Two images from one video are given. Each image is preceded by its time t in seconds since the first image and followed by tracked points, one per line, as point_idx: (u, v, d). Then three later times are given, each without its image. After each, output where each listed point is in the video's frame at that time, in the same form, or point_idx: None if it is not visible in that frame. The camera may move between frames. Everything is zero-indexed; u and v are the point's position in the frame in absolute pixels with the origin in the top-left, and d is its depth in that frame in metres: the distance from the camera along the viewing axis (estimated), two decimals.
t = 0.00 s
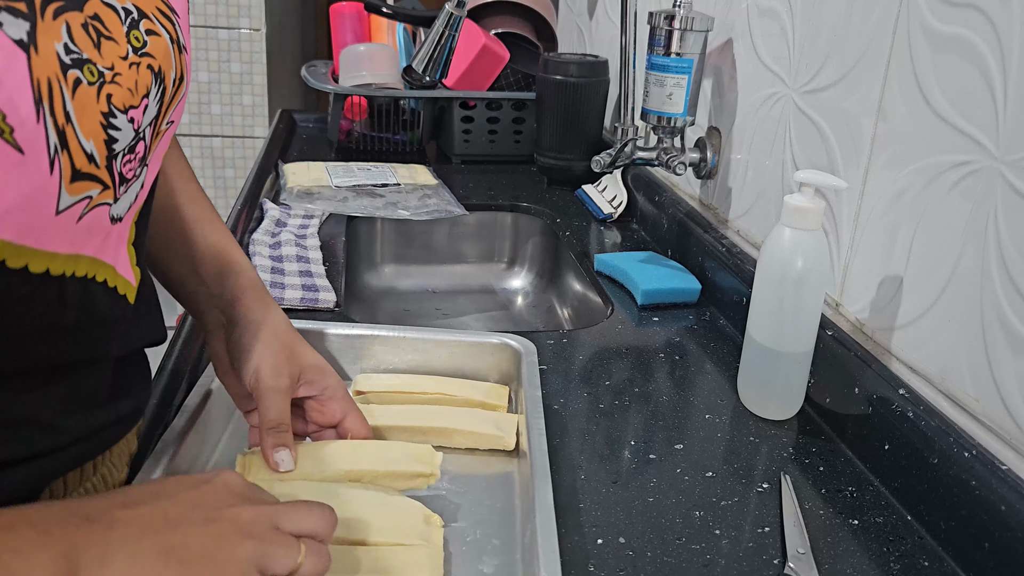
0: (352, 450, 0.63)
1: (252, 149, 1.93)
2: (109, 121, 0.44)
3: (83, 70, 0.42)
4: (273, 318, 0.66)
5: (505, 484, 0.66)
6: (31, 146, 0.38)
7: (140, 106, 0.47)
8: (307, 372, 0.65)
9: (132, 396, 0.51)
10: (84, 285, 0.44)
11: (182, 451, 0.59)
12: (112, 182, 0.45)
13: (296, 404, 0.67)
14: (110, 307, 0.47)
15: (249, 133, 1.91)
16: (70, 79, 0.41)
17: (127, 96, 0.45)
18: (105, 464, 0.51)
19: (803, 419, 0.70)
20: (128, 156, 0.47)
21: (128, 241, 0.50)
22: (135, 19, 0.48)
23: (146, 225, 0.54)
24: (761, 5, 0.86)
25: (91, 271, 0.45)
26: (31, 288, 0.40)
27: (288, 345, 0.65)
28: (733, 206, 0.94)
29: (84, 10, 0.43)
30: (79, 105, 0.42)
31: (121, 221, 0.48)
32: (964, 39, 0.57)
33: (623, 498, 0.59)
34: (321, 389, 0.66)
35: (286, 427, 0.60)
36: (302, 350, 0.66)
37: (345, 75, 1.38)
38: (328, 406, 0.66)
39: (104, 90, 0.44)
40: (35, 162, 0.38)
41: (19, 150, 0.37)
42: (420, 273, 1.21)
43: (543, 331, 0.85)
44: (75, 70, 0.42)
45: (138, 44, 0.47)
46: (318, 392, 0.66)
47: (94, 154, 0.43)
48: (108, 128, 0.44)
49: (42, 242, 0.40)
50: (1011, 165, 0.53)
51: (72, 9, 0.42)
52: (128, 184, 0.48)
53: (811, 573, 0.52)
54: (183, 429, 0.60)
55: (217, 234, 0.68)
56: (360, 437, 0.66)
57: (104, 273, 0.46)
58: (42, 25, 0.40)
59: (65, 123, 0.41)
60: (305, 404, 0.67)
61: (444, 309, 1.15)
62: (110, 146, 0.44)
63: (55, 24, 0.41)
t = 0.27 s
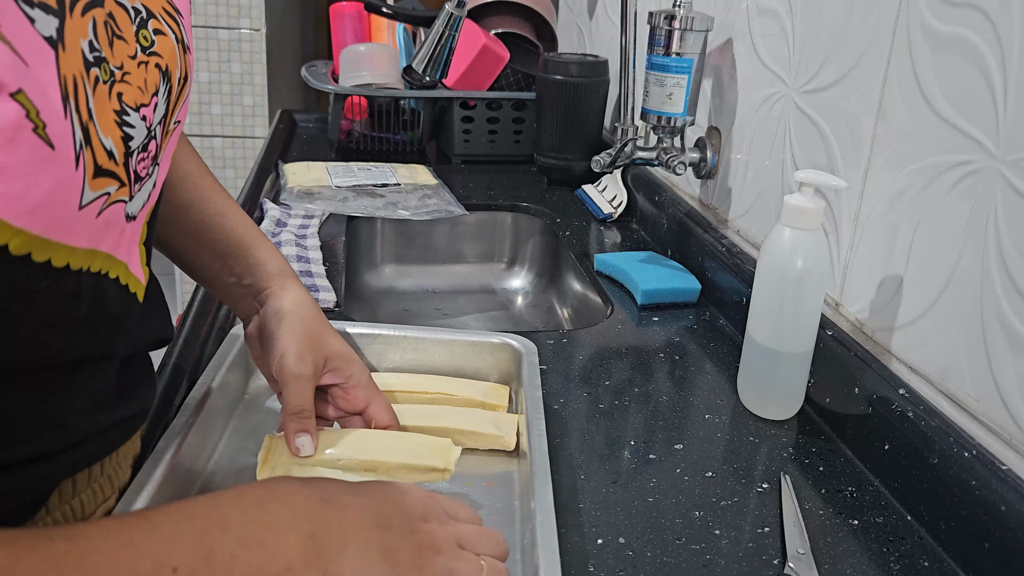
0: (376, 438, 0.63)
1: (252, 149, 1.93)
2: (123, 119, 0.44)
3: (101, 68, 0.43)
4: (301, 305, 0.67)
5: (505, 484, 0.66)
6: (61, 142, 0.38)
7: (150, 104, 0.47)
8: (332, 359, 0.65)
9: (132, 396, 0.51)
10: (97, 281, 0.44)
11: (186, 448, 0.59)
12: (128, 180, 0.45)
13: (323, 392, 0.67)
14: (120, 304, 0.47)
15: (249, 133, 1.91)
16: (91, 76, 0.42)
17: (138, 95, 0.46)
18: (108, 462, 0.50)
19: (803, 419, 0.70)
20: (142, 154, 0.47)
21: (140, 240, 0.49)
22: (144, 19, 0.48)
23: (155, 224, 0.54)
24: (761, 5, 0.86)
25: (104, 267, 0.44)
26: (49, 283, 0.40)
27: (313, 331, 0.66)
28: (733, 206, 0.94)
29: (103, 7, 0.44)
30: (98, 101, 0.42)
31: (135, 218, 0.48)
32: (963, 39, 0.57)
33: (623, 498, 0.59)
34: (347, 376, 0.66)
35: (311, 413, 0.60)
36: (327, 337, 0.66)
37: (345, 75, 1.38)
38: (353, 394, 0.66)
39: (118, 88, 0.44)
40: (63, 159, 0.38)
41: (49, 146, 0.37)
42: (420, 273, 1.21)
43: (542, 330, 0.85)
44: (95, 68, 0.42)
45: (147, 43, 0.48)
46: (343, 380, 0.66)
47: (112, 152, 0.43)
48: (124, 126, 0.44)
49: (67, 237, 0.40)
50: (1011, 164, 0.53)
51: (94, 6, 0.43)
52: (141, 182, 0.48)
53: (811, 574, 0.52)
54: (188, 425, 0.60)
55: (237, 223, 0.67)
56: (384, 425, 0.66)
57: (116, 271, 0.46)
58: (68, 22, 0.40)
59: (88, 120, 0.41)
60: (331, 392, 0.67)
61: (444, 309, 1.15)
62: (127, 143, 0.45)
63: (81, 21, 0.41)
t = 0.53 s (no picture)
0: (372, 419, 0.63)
1: (252, 149, 1.93)
2: (128, 121, 0.44)
3: (109, 71, 0.43)
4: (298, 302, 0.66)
5: (505, 484, 0.66)
6: (72, 146, 0.38)
7: (153, 106, 0.47)
8: (338, 349, 0.66)
9: (132, 395, 0.51)
10: (97, 281, 0.43)
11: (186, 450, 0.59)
12: (133, 182, 0.45)
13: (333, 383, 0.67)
14: (122, 303, 0.46)
15: (249, 133, 1.91)
16: (100, 80, 0.42)
17: (140, 97, 0.46)
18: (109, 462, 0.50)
19: (803, 419, 0.70)
20: (146, 157, 0.47)
21: (143, 241, 0.49)
22: (147, 22, 0.48)
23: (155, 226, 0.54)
24: (761, 5, 0.86)
25: (103, 268, 0.44)
26: (54, 285, 0.39)
27: (314, 323, 0.65)
28: (733, 206, 0.94)
29: (108, 11, 0.44)
30: (105, 105, 0.42)
31: (137, 220, 0.47)
32: (964, 39, 0.57)
33: (623, 498, 0.59)
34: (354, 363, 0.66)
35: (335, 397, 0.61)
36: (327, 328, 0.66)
37: (345, 75, 1.38)
38: (361, 381, 0.67)
39: (123, 91, 0.44)
40: (74, 163, 0.38)
41: (63, 150, 0.37)
42: (420, 273, 1.21)
43: (542, 331, 0.85)
44: (103, 72, 0.42)
45: (148, 47, 0.48)
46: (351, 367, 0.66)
47: (119, 154, 0.43)
48: (128, 129, 0.44)
49: (74, 239, 0.40)
50: (1011, 165, 0.53)
51: (101, 10, 0.43)
52: (144, 185, 0.48)
53: (811, 574, 0.52)
54: (187, 426, 0.60)
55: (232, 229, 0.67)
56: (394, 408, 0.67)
57: (115, 271, 0.45)
58: (80, 26, 0.40)
59: (96, 124, 0.41)
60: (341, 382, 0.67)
61: (444, 309, 1.15)
62: (131, 146, 0.45)
63: (91, 25, 0.41)
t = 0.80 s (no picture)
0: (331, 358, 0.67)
1: (252, 149, 1.93)
2: (138, 114, 0.44)
3: (119, 64, 0.43)
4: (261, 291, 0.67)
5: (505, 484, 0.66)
6: (84, 137, 0.38)
7: (159, 100, 0.47)
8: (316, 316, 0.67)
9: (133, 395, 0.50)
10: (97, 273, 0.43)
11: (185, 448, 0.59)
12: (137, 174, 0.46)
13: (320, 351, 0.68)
14: (122, 295, 0.46)
15: (249, 132, 1.91)
16: (110, 72, 0.42)
17: (149, 91, 0.46)
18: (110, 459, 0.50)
19: (803, 419, 0.70)
20: (150, 150, 0.47)
21: (141, 235, 0.50)
22: (151, 16, 0.48)
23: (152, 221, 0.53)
24: (761, 5, 0.86)
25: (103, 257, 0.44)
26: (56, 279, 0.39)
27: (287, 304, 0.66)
28: (733, 206, 0.94)
29: (116, 5, 0.44)
30: (115, 98, 0.42)
31: (137, 211, 0.47)
32: (964, 39, 0.57)
33: (623, 498, 0.59)
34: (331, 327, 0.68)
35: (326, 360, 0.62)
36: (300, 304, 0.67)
37: (344, 75, 1.38)
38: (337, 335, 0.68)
39: (132, 84, 0.44)
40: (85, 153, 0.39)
41: (75, 140, 0.37)
42: (420, 272, 1.21)
43: (543, 331, 0.85)
44: (114, 64, 0.42)
45: (154, 42, 0.48)
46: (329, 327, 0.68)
47: (129, 146, 0.43)
48: (137, 122, 0.44)
49: (82, 230, 0.40)
50: (1011, 165, 0.53)
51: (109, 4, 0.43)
52: (146, 176, 0.48)
53: (811, 574, 0.52)
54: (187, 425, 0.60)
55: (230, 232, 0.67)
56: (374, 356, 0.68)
57: (115, 262, 0.45)
58: (90, 18, 0.40)
59: (108, 116, 0.41)
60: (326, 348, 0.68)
61: (444, 309, 1.15)
62: (139, 138, 0.45)
63: (100, 18, 0.41)
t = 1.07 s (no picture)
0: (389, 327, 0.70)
1: (252, 149, 1.93)
2: (106, 120, 0.44)
3: (89, 66, 0.43)
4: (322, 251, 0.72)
5: (505, 484, 0.66)
6: (44, 135, 0.38)
7: (135, 106, 0.47)
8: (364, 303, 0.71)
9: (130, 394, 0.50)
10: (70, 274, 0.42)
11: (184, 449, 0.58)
12: (116, 180, 0.46)
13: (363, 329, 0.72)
14: (107, 303, 0.46)
15: (249, 133, 1.91)
16: (78, 74, 0.42)
17: (119, 95, 0.46)
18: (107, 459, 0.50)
19: (803, 419, 0.70)
20: (130, 156, 0.47)
21: (126, 242, 0.49)
22: (132, 23, 0.48)
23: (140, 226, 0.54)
24: (761, 5, 0.86)
25: (91, 265, 0.44)
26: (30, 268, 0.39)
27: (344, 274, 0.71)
28: (733, 206, 0.94)
29: (91, 8, 0.44)
30: (83, 99, 0.42)
31: (121, 219, 0.47)
32: (964, 39, 0.57)
33: (623, 498, 0.59)
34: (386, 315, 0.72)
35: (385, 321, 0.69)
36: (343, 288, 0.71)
37: (345, 75, 1.38)
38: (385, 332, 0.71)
39: (101, 88, 0.44)
40: (46, 151, 0.38)
41: (33, 136, 0.37)
42: (420, 272, 1.21)
43: (543, 330, 0.85)
44: (83, 66, 0.42)
45: (132, 48, 0.48)
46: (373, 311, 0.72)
47: (97, 149, 0.43)
48: (106, 126, 0.44)
49: (49, 230, 0.40)
50: (1011, 165, 0.53)
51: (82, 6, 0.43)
52: (129, 183, 0.48)
53: (811, 573, 0.52)
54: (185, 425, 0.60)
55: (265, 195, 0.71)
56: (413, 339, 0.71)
57: (100, 269, 0.46)
58: (60, 19, 0.40)
59: (73, 115, 0.41)
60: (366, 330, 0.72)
61: (444, 309, 1.15)
62: (111, 143, 0.45)
63: (71, 19, 0.42)
